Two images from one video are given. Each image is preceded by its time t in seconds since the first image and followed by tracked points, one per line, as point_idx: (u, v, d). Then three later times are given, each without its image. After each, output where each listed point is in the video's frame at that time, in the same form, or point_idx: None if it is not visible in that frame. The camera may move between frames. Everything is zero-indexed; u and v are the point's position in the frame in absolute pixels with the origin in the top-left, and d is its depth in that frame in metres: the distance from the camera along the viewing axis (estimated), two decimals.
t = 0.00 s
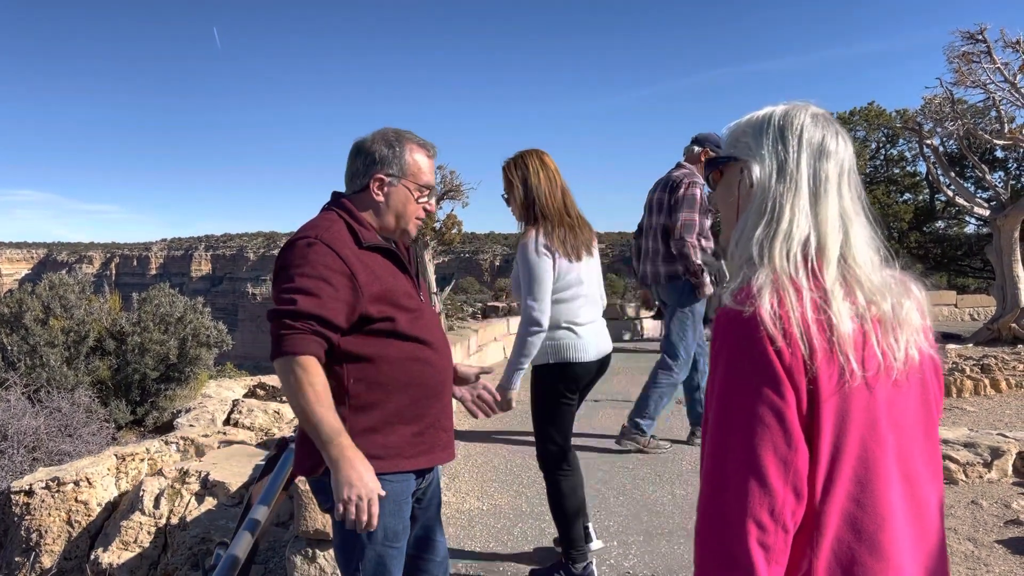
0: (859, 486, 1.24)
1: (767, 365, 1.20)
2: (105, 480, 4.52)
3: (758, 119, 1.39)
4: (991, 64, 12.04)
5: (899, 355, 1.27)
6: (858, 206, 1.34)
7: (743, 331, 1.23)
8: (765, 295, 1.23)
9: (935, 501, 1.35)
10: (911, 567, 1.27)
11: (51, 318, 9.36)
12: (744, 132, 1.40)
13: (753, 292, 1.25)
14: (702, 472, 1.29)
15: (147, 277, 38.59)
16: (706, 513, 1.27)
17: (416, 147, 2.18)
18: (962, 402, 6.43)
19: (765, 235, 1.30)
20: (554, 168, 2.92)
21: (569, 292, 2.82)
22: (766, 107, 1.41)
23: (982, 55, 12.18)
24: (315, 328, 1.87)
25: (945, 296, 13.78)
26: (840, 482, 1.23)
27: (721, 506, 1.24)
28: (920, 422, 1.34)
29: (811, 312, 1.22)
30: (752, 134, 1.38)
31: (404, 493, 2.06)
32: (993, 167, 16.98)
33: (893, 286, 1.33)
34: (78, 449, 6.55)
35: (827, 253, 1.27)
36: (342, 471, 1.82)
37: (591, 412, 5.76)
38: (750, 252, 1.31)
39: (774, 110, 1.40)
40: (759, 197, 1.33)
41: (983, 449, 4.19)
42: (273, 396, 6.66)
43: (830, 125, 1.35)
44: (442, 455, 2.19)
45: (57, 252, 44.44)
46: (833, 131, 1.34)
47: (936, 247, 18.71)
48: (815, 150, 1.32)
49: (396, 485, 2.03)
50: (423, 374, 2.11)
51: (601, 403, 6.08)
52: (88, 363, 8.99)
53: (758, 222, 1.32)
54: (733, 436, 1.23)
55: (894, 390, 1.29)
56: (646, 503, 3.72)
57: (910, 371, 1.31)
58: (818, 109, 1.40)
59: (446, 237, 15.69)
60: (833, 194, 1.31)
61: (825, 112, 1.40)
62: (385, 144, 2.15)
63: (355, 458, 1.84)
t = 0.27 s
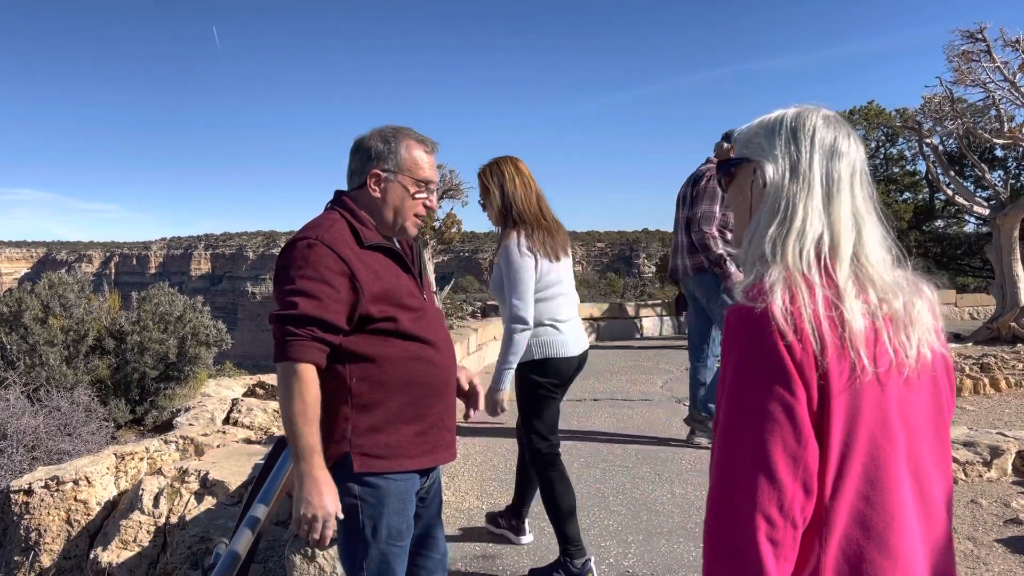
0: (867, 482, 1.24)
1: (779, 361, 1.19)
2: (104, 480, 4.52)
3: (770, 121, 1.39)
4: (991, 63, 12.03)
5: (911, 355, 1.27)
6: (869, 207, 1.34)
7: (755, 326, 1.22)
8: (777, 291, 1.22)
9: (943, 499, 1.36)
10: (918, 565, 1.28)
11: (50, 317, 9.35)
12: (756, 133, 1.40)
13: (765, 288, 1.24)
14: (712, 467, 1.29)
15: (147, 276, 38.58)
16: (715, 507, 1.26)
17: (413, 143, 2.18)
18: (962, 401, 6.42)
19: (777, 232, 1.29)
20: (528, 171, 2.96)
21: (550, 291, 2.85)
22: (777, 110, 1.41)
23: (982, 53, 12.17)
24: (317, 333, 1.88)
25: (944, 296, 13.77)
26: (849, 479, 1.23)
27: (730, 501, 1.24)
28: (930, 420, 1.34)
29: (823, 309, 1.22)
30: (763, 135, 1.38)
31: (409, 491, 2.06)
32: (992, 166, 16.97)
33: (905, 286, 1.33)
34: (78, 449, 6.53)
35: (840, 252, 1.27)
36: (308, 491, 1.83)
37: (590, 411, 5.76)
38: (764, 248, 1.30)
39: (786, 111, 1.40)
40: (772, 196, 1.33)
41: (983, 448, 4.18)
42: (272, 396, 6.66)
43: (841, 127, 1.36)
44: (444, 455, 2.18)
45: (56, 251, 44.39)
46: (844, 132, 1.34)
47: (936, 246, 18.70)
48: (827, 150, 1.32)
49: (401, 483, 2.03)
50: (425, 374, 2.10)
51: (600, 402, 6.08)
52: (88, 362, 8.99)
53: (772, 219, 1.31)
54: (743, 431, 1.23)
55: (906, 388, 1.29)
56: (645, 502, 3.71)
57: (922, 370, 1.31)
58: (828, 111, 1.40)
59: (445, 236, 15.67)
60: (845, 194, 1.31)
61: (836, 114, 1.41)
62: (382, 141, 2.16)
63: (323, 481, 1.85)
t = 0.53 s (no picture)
0: (881, 484, 1.24)
1: (794, 360, 1.19)
2: (104, 479, 4.52)
3: (795, 123, 1.40)
4: (990, 62, 12.02)
5: (928, 358, 1.27)
6: (892, 210, 1.34)
7: (771, 326, 1.22)
8: (795, 290, 1.22)
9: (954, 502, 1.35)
10: (929, 567, 1.27)
11: (49, 316, 9.34)
12: (780, 134, 1.40)
13: (784, 287, 1.24)
14: (724, 464, 1.29)
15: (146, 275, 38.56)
16: (728, 505, 1.26)
17: (395, 135, 2.16)
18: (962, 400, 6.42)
19: (799, 232, 1.29)
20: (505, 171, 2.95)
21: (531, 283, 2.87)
22: (802, 112, 1.42)
23: (981, 52, 12.16)
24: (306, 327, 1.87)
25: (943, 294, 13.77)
26: (863, 480, 1.23)
27: (743, 499, 1.23)
28: (943, 423, 1.34)
29: (842, 309, 1.22)
30: (787, 136, 1.39)
31: (405, 489, 2.05)
32: (992, 165, 16.96)
33: (926, 289, 1.33)
34: (77, 448, 6.52)
35: (862, 253, 1.27)
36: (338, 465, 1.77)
37: (590, 410, 5.76)
38: (784, 247, 1.30)
39: (811, 114, 1.40)
40: (795, 195, 1.33)
41: (983, 447, 4.18)
42: (272, 395, 6.65)
43: (865, 130, 1.36)
44: (443, 455, 2.17)
45: (55, 250, 44.35)
46: (868, 135, 1.35)
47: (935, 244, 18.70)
48: (853, 152, 1.32)
49: (396, 481, 2.03)
50: (421, 373, 2.10)
51: (599, 401, 6.08)
52: (87, 361, 8.99)
53: (794, 219, 1.31)
54: (756, 428, 1.23)
55: (920, 390, 1.29)
56: (645, 501, 3.71)
57: (937, 373, 1.31)
58: (852, 114, 1.41)
59: (445, 235, 15.66)
60: (868, 195, 1.31)
61: (859, 117, 1.41)
62: (365, 136, 2.16)
63: (354, 451, 1.79)
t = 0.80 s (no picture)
0: (882, 483, 1.24)
1: (799, 355, 1.18)
2: (103, 478, 4.52)
3: (808, 122, 1.40)
4: (989, 62, 12.02)
5: (934, 357, 1.27)
6: (903, 211, 1.34)
7: (777, 320, 1.21)
8: (804, 285, 1.22)
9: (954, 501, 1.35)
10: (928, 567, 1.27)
11: (48, 316, 9.33)
12: (794, 131, 1.39)
13: (793, 281, 1.24)
14: (726, 458, 1.29)
15: (145, 275, 38.54)
16: (728, 499, 1.26)
17: (385, 132, 2.16)
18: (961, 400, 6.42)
19: (812, 228, 1.29)
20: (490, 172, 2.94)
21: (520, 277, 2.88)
22: (815, 111, 1.42)
23: (980, 52, 12.17)
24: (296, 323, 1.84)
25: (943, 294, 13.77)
26: (863, 478, 1.23)
27: (743, 492, 1.23)
28: (945, 422, 1.34)
29: (850, 306, 1.22)
30: (801, 133, 1.38)
31: (400, 488, 2.05)
32: (991, 164, 16.97)
33: (936, 290, 1.33)
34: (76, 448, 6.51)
35: (874, 251, 1.27)
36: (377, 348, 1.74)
37: (590, 410, 5.76)
38: (795, 243, 1.29)
39: (824, 114, 1.40)
40: (807, 192, 1.33)
41: (982, 447, 4.19)
42: (271, 394, 6.65)
43: (879, 132, 1.37)
44: (439, 454, 2.17)
45: (54, 250, 44.32)
46: (882, 138, 1.36)
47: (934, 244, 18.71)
48: (867, 152, 1.32)
49: (391, 480, 2.03)
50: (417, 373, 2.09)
51: (599, 401, 6.07)
52: (86, 361, 8.98)
53: (807, 216, 1.31)
54: (759, 422, 1.22)
55: (923, 389, 1.29)
56: (644, 500, 3.71)
57: (942, 372, 1.31)
58: (865, 118, 1.41)
59: (444, 235, 15.65)
60: (881, 195, 1.31)
61: (872, 120, 1.42)
62: (356, 134, 2.16)
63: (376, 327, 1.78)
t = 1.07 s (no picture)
0: (866, 482, 1.24)
1: (783, 351, 1.19)
2: (102, 479, 4.52)
3: (809, 123, 1.40)
4: (988, 62, 12.03)
5: (921, 357, 1.27)
6: (900, 213, 1.35)
7: (762, 316, 1.22)
8: (792, 284, 1.22)
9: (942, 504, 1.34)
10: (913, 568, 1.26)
11: (48, 316, 9.32)
12: (794, 131, 1.40)
13: (782, 279, 1.24)
14: (712, 454, 1.29)
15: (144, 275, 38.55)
16: (712, 496, 1.27)
17: (382, 132, 2.16)
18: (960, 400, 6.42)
19: (808, 228, 1.29)
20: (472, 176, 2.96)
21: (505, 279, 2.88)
22: (816, 111, 1.42)
23: (979, 52, 12.17)
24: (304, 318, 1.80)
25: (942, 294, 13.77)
26: (847, 475, 1.23)
27: (727, 487, 1.24)
28: (934, 423, 1.33)
29: (838, 305, 1.22)
30: (801, 133, 1.38)
31: (402, 488, 2.05)
32: (990, 164, 16.97)
33: (929, 293, 1.34)
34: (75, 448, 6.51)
35: (869, 252, 1.27)
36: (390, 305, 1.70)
37: (589, 410, 5.76)
38: (790, 243, 1.30)
39: (823, 114, 1.40)
40: (805, 193, 1.33)
41: (981, 447, 4.19)
42: (270, 394, 6.65)
43: (878, 134, 1.37)
44: (440, 454, 2.17)
45: (53, 250, 44.30)
46: (882, 139, 1.36)
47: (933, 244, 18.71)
48: (867, 154, 1.33)
49: (393, 481, 2.03)
50: (418, 372, 2.09)
51: (598, 401, 6.07)
52: (85, 361, 8.98)
53: (804, 216, 1.31)
54: (744, 417, 1.23)
55: (910, 390, 1.29)
56: (644, 500, 3.71)
57: (931, 373, 1.31)
58: (866, 119, 1.42)
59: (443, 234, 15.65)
60: (879, 197, 1.32)
61: (871, 121, 1.42)
62: (354, 135, 2.16)
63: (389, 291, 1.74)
